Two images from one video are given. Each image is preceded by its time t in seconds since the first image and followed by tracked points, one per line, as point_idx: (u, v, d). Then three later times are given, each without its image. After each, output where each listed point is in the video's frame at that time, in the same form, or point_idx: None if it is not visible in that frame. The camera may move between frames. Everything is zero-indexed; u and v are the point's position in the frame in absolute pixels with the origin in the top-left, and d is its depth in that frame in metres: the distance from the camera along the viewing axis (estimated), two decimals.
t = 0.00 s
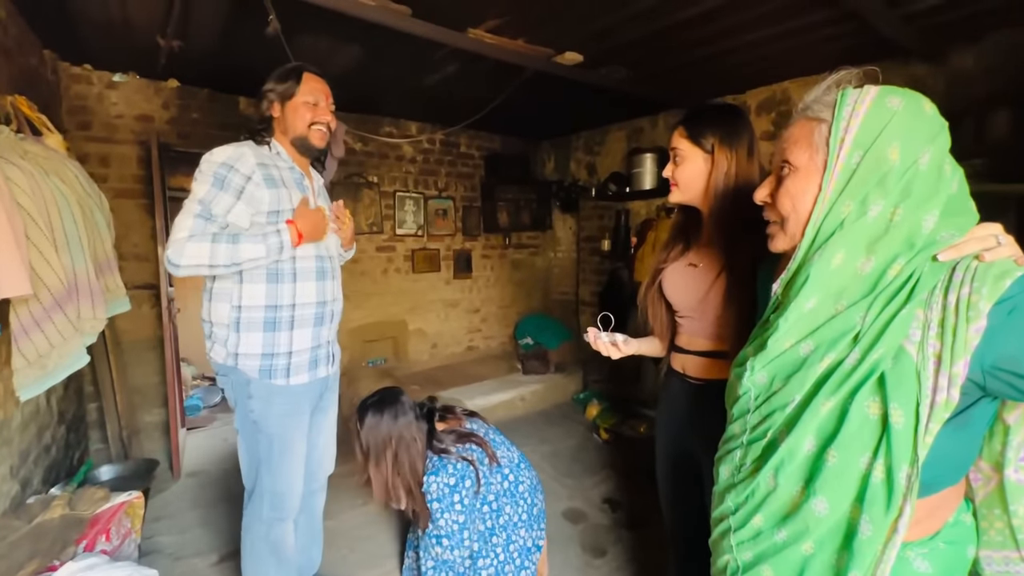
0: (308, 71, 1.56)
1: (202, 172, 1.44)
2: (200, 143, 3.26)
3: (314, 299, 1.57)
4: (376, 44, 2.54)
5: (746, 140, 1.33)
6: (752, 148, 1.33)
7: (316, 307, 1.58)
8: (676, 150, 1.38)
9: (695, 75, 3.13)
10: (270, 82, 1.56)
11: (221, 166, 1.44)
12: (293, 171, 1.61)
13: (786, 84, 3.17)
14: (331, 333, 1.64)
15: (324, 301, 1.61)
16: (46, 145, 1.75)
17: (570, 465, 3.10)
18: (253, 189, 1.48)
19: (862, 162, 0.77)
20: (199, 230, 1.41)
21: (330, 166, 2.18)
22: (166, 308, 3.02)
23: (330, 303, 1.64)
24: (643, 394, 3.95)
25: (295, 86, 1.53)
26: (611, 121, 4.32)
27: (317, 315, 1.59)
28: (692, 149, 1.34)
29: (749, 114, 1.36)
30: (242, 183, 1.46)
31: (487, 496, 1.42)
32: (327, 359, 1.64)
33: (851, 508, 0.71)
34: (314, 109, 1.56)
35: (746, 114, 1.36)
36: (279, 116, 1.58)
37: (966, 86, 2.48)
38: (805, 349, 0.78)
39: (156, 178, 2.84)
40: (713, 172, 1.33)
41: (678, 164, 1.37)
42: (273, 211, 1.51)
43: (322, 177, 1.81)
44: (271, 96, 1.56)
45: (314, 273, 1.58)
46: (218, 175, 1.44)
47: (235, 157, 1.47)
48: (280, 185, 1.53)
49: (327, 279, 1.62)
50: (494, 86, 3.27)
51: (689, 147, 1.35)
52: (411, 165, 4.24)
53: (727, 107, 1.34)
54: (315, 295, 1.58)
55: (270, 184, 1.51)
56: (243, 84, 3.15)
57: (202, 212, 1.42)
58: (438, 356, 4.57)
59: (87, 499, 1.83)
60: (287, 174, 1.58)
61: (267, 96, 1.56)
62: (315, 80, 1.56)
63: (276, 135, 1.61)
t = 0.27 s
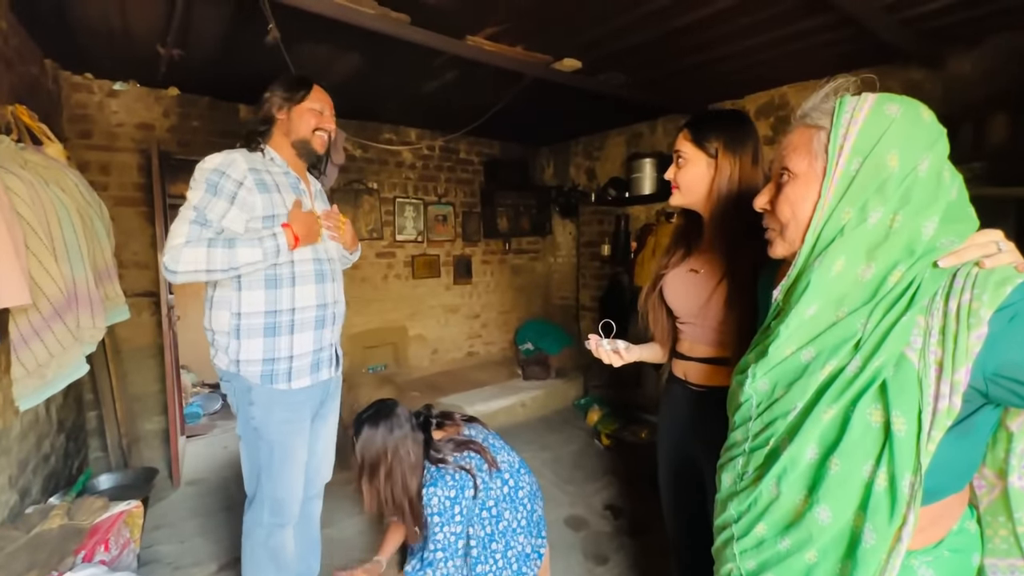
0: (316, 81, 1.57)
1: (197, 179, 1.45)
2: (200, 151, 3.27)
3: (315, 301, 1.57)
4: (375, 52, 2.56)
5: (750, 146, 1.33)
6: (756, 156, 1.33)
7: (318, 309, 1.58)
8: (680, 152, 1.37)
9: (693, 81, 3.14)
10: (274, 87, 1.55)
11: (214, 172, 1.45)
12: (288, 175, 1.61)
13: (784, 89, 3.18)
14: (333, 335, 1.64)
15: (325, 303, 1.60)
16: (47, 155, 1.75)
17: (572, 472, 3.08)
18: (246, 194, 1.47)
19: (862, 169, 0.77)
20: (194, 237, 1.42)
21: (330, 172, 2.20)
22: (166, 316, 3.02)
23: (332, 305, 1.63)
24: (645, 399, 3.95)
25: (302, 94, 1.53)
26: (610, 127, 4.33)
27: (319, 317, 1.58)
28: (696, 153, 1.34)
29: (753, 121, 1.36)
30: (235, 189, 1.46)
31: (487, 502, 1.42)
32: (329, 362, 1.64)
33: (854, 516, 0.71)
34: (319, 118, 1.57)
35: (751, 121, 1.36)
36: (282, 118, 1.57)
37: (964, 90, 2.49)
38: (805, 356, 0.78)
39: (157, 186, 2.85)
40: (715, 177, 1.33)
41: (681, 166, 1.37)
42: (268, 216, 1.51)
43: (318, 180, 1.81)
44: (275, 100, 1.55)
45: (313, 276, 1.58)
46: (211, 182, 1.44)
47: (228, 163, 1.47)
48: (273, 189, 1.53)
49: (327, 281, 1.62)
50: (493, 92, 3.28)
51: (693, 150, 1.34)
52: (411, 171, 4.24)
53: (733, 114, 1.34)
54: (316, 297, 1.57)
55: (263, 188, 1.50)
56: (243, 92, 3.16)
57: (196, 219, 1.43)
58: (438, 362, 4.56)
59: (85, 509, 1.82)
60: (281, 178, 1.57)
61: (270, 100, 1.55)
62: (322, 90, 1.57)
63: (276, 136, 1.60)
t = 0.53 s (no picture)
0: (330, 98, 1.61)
1: (197, 186, 1.44)
2: (200, 157, 3.28)
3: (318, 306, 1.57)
4: (374, 58, 2.56)
5: (750, 151, 1.33)
6: (756, 160, 1.34)
7: (320, 314, 1.58)
8: (680, 158, 1.38)
9: (692, 85, 3.15)
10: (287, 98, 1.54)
11: (214, 179, 1.44)
12: (291, 181, 1.58)
13: (782, 93, 3.19)
14: (335, 340, 1.64)
15: (326, 308, 1.60)
16: (47, 163, 1.76)
17: (572, 477, 3.07)
18: (247, 200, 1.46)
19: (861, 175, 0.77)
20: (193, 246, 1.41)
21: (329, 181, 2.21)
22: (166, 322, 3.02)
23: (333, 310, 1.63)
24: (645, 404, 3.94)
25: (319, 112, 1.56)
26: (609, 131, 4.34)
27: (320, 322, 1.58)
28: (696, 159, 1.35)
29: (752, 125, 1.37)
30: (236, 195, 1.45)
31: (483, 511, 1.41)
32: (331, 367, 1.63)
33: (856, 523, 0.70)
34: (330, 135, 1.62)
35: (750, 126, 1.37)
36: (294, 128, 1.57)
37: (961, 94, 2.50)
38: (806, 362, 0.78)
39: (157, 192, 2.85)
40: (716, 183, 1.34)
41: (682, 172, 1.38)
42: (269, 220, 1.49)
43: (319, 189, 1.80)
44: (288, 111, 1.54)
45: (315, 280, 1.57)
46: (211, 188, 1.43)
47: (229, 169, 1.47)
48: (275, 195, 1.51)
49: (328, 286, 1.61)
50: (492, 98, 3.29)
51: (693, 157, 1.35)
52: (410, 176, 4.25)
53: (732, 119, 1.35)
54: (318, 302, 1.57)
55: (264, 195, 1.49)
56: (243, 99, 3.17)
57: (195, 227, 1.41)
58: (438, 367, 4.55)
59: (84, 518, 1.82)
60: (283, 184, 1.56)
61: (282, 110, 1.54)
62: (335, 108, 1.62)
63: (285, 148, 1.59)
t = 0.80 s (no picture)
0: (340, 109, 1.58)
1: (208, 190, 1.42)
2: (201, 161, 3.28)
3: (320, 311, 1.57)
4: (374, 61, 2.57)
5: (746, 150, 1.33)
6: (754, 159, 1.34)
7: (322, 319, 1.58)
8: (677, 162, 1.38)
9: (691, 87, 3.15)
10: (295, 108, 1.52)
11: (226, 183, 1.43)
12: (297, 188, 1.58)
13: (782, 95, 3.19)
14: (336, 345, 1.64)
15: (329, 313, 1.60)
16: (47, 167, 1.76)
17: (574, 480, 3.06)
18: (258, 205, 1.45)
19: (862, 174, 0.77)
20: (205, 255, 1.38)
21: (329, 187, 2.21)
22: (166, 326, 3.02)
23: (335, 314, 1.63)
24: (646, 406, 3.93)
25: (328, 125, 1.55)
26: (608, 133, 4.34)
27: (323, 327, 1.58)
28: (693, 161, 1.35)
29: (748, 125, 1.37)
30: (247, 200, 1.44)
31: (484, 511, 1.41)
32: (333, 372, 1.63)
33: (861, 525, 0.70)
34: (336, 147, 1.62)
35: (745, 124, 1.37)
36: (300, 141, 1.57)
37: (960, 94, 2.49)
38: (809, 363, 0.77)
39: (157, 196, 2.85)
40: (715, 185, 1.33)
41: (680, 176, 1.37)
42: (278, 225, 1.48)
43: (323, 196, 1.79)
44: (297, 123, 1.53)
45: (318, 286, 1.57)
46: (223, 193, 1.42)
47: (240, 174, 1.46)
48: (284, 201, 1.51)
49: (332, 291, 1.61)
50: (492, 100, 3.29)
51: (690, 160, 1.35)
52: (410, 179, 4.26)
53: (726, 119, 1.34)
54: (321, 307, 1.57)
55: (273, 200, 1.48)
56: (242, 102, 3.17)
57: (208, 234, 1.38)
58: (439, 369, 4.55)
59: (84, 522, 1.81)
60: (291, 190, 1.55)
61: (291, 122, 1.53)
62: (344, 119, 1.59)
63: (292, 158, 1.60)
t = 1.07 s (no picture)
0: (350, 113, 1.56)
1: (229, 195, 1.42)
2: (201, 164, 3.28)
3: (317, 319, 1.56)
4: (374, 64, 2.57)
5: (743, 152, 1.33)
6: (751, 159, 1.34)
7: (318, 327, 1.57)
8: (675, 168, 1.38)
9: (690, 89, 3.15)
10: (305, 115, 1.51)
11: (247, 188, 1.43)
12: (308, 194, 1.58)
13: (782, 95, 3.19)
14: (331, 353, 1.63)
15: (326, 321, 1.60)
16: (48, 170, 1.76)
17: (575, 481, 3.05)
18: (277, 211, 1.47)
19: (860, 174, 0.77)
20: (235, 267, 1.39)
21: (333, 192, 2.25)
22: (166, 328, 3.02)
23: (332, 323, 1.62)
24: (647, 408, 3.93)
25: (337, 131, 1.53)
26: (608, 135, 4.35)
27: (318, 335, 1.57)
28: (692, 166, 1.35)
29: (744, 126, 1.37)
30: (267, 206, 1.45)
31: (486, 506, 1.40)
32: (325, 381, 1.62)
33: (865, 526, 0.70)
34: (347, 153, 1.60)
35: (739, 125, 1.37)
36: (311, 148, 1.56)
37: (960, 95, 2.49)
38: (812, 364, 0.77)
39: (158, 199, 2.86)
40: (716, 188, 1.33)
41: (679, 181, 1.37)
42: (289, 230, 1.49)
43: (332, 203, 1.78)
44: (308, 130, 1.52)
45: (318, 293, 1.57)
46: (246, 200, 1.42)
47: (258, 179, 1.46)
48: (298, 207, 1.52)
49: (331, 299, 1.61)
50: (492, 102, 3.30)
51: (689, 165, 1.35)
52: (411, 181, 4.26)
53: (721, 121, 1.34)
54: (318, 314, 1.57)
55: (289, 205, 1.49)
56: (243, 105, 3.17)
57: (236, 245, 1.39)
58: (440, 371, 4.54)
59: (84, 525, 1.80)
60: (302, 197, 1.55)
61: (301, 129, 1.53)
62: (354, 124, 1.57)
63: (304, 165, 1.60)
